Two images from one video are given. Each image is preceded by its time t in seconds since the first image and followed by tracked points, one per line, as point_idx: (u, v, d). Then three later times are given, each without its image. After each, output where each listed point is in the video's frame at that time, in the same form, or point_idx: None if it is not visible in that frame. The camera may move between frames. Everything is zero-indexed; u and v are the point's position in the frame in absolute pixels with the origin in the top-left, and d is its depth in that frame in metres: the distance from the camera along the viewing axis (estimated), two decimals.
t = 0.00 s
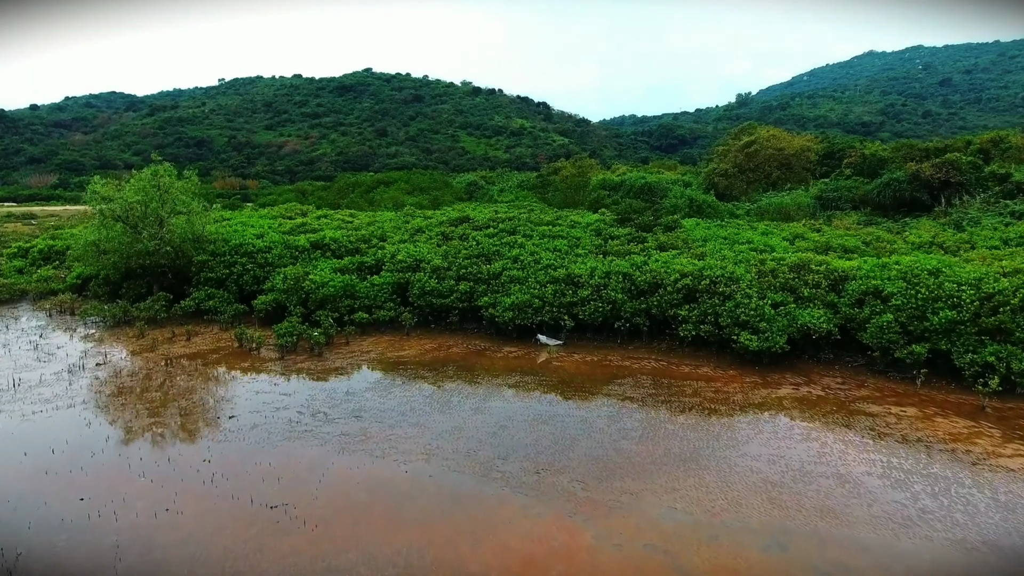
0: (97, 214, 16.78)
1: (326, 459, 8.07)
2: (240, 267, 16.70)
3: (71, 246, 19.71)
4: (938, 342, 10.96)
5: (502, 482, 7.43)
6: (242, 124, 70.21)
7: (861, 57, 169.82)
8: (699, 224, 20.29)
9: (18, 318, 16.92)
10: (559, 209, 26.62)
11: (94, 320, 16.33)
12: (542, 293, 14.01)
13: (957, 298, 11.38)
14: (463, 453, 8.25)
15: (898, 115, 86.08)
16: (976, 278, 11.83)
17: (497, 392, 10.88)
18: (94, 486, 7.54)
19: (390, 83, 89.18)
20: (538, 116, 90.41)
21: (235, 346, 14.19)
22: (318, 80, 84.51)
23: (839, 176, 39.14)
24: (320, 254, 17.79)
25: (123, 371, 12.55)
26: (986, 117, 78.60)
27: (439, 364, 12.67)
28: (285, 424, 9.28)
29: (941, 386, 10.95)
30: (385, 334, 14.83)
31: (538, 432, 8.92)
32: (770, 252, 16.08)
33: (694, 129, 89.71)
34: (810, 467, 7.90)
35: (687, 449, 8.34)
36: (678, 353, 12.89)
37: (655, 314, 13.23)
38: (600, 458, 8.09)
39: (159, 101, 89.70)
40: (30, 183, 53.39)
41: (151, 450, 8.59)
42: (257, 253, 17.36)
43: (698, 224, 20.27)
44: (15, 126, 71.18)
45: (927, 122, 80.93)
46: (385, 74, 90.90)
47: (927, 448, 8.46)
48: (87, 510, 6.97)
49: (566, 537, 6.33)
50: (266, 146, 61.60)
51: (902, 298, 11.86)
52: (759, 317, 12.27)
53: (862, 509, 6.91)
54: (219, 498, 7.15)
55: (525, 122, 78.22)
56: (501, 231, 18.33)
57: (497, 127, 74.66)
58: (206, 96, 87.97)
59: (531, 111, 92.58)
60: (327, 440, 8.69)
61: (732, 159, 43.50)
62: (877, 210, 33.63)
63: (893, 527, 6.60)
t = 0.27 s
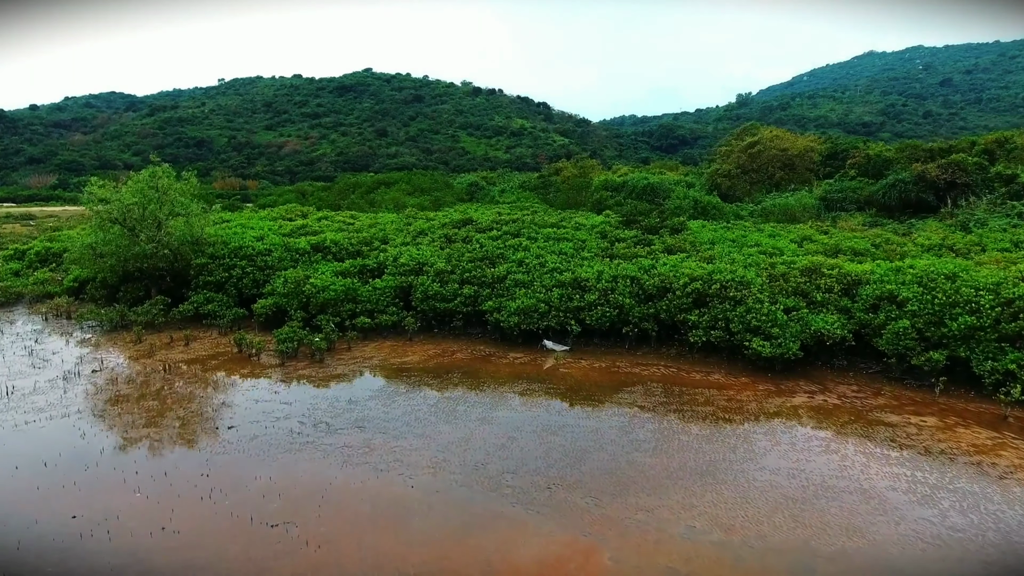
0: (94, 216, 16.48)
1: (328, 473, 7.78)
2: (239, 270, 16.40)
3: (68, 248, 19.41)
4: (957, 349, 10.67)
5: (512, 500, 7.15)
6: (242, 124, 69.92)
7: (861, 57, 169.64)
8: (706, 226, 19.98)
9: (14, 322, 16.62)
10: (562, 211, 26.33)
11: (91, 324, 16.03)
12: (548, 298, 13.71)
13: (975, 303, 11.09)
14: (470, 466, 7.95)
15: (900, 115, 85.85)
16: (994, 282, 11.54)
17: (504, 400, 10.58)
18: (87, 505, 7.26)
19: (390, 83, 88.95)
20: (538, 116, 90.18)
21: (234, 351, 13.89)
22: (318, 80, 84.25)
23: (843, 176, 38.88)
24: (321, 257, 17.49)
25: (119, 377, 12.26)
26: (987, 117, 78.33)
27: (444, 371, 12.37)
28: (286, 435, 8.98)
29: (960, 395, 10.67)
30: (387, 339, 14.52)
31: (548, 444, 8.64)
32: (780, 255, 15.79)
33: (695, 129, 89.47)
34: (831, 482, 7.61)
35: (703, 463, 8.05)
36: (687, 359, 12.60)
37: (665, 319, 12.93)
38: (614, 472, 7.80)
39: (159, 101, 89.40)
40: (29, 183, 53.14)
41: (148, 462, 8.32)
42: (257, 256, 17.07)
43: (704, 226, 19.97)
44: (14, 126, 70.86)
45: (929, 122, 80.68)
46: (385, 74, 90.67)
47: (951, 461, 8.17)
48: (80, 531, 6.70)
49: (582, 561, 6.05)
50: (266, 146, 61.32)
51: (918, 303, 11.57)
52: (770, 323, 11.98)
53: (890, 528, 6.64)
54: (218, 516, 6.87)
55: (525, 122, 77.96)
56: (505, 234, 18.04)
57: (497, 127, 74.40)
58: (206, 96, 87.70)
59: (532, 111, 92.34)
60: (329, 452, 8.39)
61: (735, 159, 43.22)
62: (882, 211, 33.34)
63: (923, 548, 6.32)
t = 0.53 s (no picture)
0: (91, 217, 16.22)
1: (330, 483, 7.55)
2: (239, 271, 16.16)
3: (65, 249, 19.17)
4: (972, 353, 10.45)
5: (521, 511, 6.92)
6: (242, 124, 69.70)
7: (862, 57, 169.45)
8: (711, 227, 19.74)
9: (10, 324, 16.40)
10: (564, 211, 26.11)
11: (89, 326, 15.80)
12: (553, 300, 13.47)
13: (991, 306, 10.86)
14: (476, 475, 7.71)
15: (902, 115, 85.65)
16: (1009, 284, 11.32)
17: (509, 405, 10.35)
18: (82, 516, 7.03)
19: (390, 83, 88.74)
20: (539, 116, 89.99)
21: (233, 354, 13.65)
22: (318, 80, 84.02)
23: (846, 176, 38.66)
24: (322, 258, 17.26)
25: (116, 381, 12.03)
26: (989, 117, 78.11)
27: (447, 375, 12.13)
28: (287, 442, 8.74)
29: (975, 400, 10.44)
30: (389, 342, 14.28)
31: (556, 452, 8.40)
32: (788, 256, 15.56)
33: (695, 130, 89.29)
34: (849, 492, 7.39)
35: (717, 472, 7.83)
36: (695, 362, 12.37)
37: (672, 322, 12.70)
38: (625, 481, 7.58)
39: (159, 101, 89.17)
40: (29, 183, 52.95)
41: (144, 471, 8.09)
42: (257, 257, 16.84)
43: (710, 227, 19.73)
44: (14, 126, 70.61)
45: (930, 122, 80.47)
46: (385, 74, 90.47)
47: (971, 470, 7.95)
48: (73, 545, 6.47)
49: None
50: (266, 146, 61.10)
51: (932, 306, 11.35)
52: (780, 326, 11.75)
53: (913, 541, 6.43)
54: (216, 529, 6.64)
55: (525, 122, 77.74)
56: (508, 234, 17.81)
57: (498, 127, 74.20)
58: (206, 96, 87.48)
59: (532, 111, 92.16)
60: (331, 460, 8.15)
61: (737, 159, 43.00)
62: (886, 211, 33.10)
63: (948, 562, 6.12)
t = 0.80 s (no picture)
0: (88, 218, 15.92)
1: (333, 496, 7.26)
2: (239, 273, 15.86)
3: (62, 249, 18.88)
4: (994, 358, 10.16)
5: (533, 526, 6.63)
6: (241, 124, 69.43)
7: (862, 57, 169.20)
8: (718, 228, 19.44)
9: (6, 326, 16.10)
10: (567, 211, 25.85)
11: (86, 329, 15.50)
12: (559, 303, 13.18)
13: (1012, 308, 10.57)
14: (486, 488, 7.42)
15: (903, 114, 85.39)
16: None
17: (518, 411, 10.05)
18: (75, 531, 6.75)
19: (390, 83, 88.48)
20: (539, 116, 89.75)
21: (233, 358, 13.35)
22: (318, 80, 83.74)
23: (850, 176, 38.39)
24: (323, 259, 16.96)
25: (113, 386, 11.73)
26: (990, 118, 77.86)
27: (452, 379, 11.84)
28: (288, 452, 8.44)
29: (996, 406, 10.15)
30: (392, 345, 13.97)
31: (567, 463, 8.10)
32: (798, 258, 15.27)
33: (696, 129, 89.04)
34: (874, 505, 7.10)
35: (735, 485, 7.53)
36: (706, 367, 12.07)
37: (682, 325, 12.41)
38: (641, 494, 7.28)
39: (159, 101, 88.94)
40: (28, 183, 52.63)
41: (140, 481, 7.79)
42: (257, 259, 16.54)
43: (717, 228, 19.43)
44: (13, 125, 70.35)
45: (933, 122, 80.19)
46: (385, 74, 90.24)
47: (999, 482, 7.67)
48: (65, 562, 6.20)
49: None
50: (266, 146, 60.84)
51: (951, 310, 11.06)
52: (794, 329, 11.46)
53: (946, 559, 6.14)
54: (214, 546, 6.37)
55: (526, 122, 77.47)
56: (513, 236, 17.52)
57: (498, 127, 73.95)
58: (205, 96, 87.28)
59: (532, 111, 91.96)
60: (335, 471, 7.86)
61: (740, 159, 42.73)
62: (892, 212, 32.82)
63: None
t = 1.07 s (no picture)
0: (85, 219, 15.68)
1: (336, 507, 7.01)
2: (239, 275, 15.61)
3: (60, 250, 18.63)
4: (1013, 363, 9.91)
5: (544, 540, 6.37)
6: (241, 124, 69.19)
7: (863, 57, 168.96)
8: (725, 229, 19.18)
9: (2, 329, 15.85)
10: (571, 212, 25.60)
11: (83, 332, 15.24)
12: (565, 305, 12.92)
13: None
14: (494, 499, 7.16)
15: (905, 114, 85.15)
16: None
17: (525, 417, 9.79)
18: (67, 546, 6.50)
19: (390, 83, 88.26)
20: (539, 116, 89.54)
21: (233, 362, 13.08)
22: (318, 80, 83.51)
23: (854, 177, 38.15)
24: (324, 260, 16.71)
25: (110, 390, 11.46)
26: (992, 118, 77.61)
27: (457, 384, 11.58)
28: (289, 460, 8.18)
29: (1016, 412, 9.89)
30: (394, 348, 13.71)
31: (577, 472, 7.84)
32: (808, 259, 15.01)
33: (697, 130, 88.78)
34: (897, 518, 6.86)
35: (752, 496, 7.28)
36: (716, 371, 11.81)
37: (691, 328, 12.16)
38: (656, 505, 7.03)
39: (159, 101, 88.72)
40: (27, 183, 52.39)
41: (137, 491, 7.54)
42: (257, 260, 16.28)
43: (723, 229, 19.18)
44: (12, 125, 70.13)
45: (935, 122, 79.95)
46: (385, 74, 90.05)
47: None
48: None
49: None
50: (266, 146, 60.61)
51: (968, 313, 10.81)
52: (807, 333, 11.21)
53: None
54: (213, 562, 6.12)
55: (526, 122, 77.23)
56: (517, 236, 17.26)
57: (499, 127, 73.70)
58: (205, 96, 87.08)
59: (533, 111, 91.74)
60: (337, 481, 7.60)
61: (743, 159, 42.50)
62: (897, 212, 32.56)
63: None
